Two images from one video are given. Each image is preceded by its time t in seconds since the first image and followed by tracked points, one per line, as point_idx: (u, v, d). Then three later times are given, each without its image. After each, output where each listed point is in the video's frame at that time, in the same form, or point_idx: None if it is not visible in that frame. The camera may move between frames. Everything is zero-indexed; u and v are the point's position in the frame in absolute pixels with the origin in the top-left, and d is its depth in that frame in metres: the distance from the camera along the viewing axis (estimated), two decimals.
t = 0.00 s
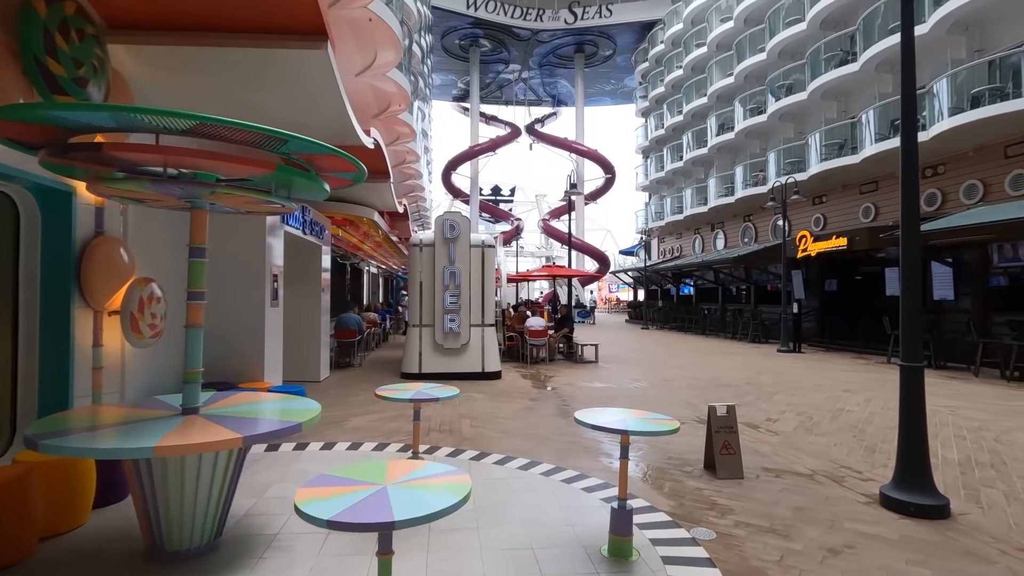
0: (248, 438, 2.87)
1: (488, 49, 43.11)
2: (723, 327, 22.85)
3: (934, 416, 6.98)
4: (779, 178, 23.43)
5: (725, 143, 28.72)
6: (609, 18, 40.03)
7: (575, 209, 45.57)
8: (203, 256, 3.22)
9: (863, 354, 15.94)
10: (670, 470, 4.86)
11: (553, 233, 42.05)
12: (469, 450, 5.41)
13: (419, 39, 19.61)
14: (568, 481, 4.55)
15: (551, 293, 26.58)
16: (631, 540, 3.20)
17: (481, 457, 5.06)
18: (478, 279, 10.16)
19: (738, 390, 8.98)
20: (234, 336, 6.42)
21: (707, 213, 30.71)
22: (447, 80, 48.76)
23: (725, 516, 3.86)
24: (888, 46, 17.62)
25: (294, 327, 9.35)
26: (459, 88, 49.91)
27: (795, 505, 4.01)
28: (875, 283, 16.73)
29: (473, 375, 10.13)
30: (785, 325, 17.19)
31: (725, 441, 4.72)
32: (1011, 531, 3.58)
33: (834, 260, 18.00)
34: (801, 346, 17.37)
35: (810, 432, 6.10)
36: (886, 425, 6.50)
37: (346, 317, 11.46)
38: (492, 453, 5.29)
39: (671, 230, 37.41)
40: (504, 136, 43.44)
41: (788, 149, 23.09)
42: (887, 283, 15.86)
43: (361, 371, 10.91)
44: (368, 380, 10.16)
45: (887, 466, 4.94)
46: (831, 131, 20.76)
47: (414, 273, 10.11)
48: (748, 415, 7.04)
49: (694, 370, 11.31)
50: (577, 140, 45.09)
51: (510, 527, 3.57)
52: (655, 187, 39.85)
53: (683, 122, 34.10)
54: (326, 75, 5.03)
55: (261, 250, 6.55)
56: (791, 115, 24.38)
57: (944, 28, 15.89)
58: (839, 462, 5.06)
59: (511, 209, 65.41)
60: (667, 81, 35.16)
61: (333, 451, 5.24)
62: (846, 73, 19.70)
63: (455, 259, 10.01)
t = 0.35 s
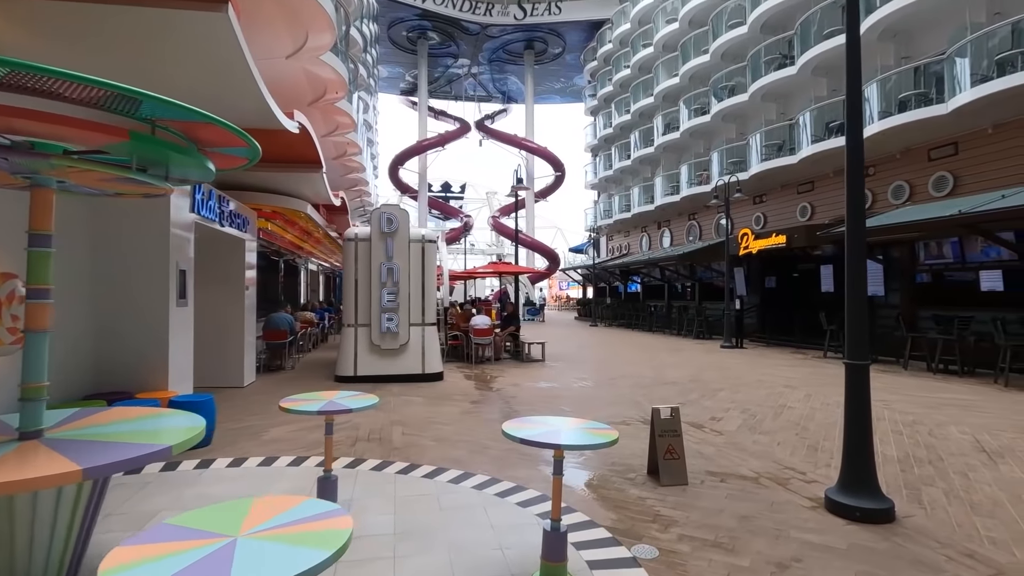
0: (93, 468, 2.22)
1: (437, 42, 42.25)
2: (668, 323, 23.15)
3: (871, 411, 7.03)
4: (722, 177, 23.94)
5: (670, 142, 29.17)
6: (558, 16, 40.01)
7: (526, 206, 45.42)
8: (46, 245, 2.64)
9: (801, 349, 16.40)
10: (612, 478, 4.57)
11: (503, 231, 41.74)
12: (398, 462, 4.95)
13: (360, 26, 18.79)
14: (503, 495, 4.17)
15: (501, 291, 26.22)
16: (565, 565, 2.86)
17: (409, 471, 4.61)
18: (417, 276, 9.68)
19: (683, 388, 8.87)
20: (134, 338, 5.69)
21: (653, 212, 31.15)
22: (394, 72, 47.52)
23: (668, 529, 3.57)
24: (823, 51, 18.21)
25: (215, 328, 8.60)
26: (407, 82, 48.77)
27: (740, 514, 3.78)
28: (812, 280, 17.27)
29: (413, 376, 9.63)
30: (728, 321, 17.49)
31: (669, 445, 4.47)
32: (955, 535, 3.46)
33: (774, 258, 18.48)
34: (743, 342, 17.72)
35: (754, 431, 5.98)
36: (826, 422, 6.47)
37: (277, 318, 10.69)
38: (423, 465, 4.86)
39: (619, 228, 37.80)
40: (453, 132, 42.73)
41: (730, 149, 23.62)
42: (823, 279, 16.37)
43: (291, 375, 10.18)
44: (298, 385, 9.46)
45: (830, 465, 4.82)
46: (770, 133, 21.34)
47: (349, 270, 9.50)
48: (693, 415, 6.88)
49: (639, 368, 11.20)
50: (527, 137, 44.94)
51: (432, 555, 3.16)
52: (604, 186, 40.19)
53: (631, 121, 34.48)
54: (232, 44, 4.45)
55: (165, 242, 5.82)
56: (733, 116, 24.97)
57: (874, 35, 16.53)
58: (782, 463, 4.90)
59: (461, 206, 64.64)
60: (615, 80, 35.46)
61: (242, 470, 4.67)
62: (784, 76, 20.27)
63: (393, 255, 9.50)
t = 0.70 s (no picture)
0: None
1: (388, 33, 41.11)
2: (621, 320, 23.21)
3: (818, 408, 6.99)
4: (673, 175, 24.19)
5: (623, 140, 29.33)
6: (512, 10, 39.66)
7: (480, 203, 44.94)
8: None
9: (749, 345, 16.65)
10: (555, 491, 4.21)
11: (457, 227, 41.13)
12: (319, 479, 4.44)
13: (303, 10, 17.85)
14: (434, 515, 3.75)
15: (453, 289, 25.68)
16: None
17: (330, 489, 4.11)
18: (357, 272, 9.10)
19: (634, 387, 8.67)
20: (10, 342, 4.95)
21: (607, 209, 31.27)
22: (344, 62, 46.02)
23: (613, 550, 3.23)
24: (770, 52, 18.54)
25: (127, 329, 7.81)
26: (358, 73, 47.35)
27: (690, 529, 3.49)
28: (759, 277, 17.58)
29: (353, 379, 9.04)
30: (679, 318, 17.58)
31: (616, 454, 4.15)
32: (910, 545, 3.27)
33: (722, 255, 18.72)
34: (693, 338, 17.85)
35: (704, 433, 5.77)
36: (775, 420, 6.36)
37: (203, 317, 9.84)
38: (348, 482, 4.37)
39: (574, 225, 37.86)
40: (405, 125, 41.74)
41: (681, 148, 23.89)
42: (770, 276, 16.66)
43: (219, 379, 9.40)
44: (226, 390, 8.72)
45: (781, 469, 4.63)
46: (719, 131, 21.67)
47: (281, 265, 8.82)
48: (643, 416, 6.64)
49: (591, 366, 10.98)
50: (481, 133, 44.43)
51: None
52: (558, 183, 40.18)
53: (584, 119, 34.52)
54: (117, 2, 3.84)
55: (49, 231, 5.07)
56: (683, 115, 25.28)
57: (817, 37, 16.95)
58: (733, 468, 4.68)
59: (414, 202, 63.53)
60: (570, 77, 35.42)
61: (132, 494, 4.05)
62: (733, 76, 20.60)
63: (330, 250, 8.89)
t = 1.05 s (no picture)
0: None
1: (340, 23, 39.79)
2: (577, 317, 23.09)
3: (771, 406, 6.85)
4: (628, 173, 24.25)
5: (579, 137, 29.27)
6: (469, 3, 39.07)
7: (436, 199, 44.20)
8: None
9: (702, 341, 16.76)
10: (496, 506, 3.81)
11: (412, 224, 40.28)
12: (228, 500, 3.90)
13: None
14: (355, 541, 3.28)
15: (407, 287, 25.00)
16: None
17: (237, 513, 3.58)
18: (292, 267, 8.46)
19: (587, 386, 8.39)
20: None
21: (563, 206, 31.17)
22: (294, 52, 44.33)
23: None
24: (722, 51, 18.71)
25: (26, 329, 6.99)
26: (309, 63, 45.71)
27: (640, 547, 3.15)
28: (711, 273, 17.75)
29: (289, 383, 8.40)
30: (634, 314, 17.52)
31: (561, 463, 3.79)
32: (872, 557, 3.02)
33: (676, 252, 18.81)
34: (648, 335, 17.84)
35: (657, 435, 5.50)
36: (728, 420, 6.16)
37: (121, 316, 8.93)
38: (262, 503, 3.85)
39: (531, 222, 37.69)
40: (358, 118, 40.54)
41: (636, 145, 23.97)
42: (722, 273, 16.81)
43: (139, 385, 8.58)
44: (145, 396, 7.94)
45: (736, 473, 4.38)
46: (673, 129, 21.81)
47: (207, 259, 8.09)
48: (595, 417, 6.33)
49: (543, 365, 10.65)
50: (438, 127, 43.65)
51: None
52: (515, 180, 39.91)
53: (541, 115, 34.31)
54: None
55: None
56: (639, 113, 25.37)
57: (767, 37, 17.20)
58: (686, 473, 4.39)
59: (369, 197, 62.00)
60: (526, 72, 35.12)
61: None
62: (686, 74, 20.76)
63: (262, 243, 8.22)
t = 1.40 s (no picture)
0: None
1: (299, 16, 38.53)
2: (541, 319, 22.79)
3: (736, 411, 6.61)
4: (592, 173, 24.11)
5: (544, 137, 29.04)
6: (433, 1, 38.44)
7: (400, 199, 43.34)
8: None
9: (667, 343, 16.66)
10: (441, 537, 3.35)
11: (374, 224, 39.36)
12: (123, 539, 3.31)
13: None
14: None
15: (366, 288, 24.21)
16: None
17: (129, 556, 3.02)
18: (231, 266, 7.81)
19: (549, 392, 8.01)
20: None
21: (528, 206, 30.88)
22: (250, 45, 42.76)
23: None
24: (685, 52, 18.70)
25: None
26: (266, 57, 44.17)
27: None
28: (675, 275, 17.71)
29: (226, 392, 7.72)
30: (598, 316, 17.28)
31: (515, 487, 3.35)
32: None
33: (640, 253, 18.69)
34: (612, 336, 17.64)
35: (621, 447, 5.14)
36: (695, 427, 5.86)
37: (36, 321, 8.10)
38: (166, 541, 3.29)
39: (496, 223, 37.29)
40: (318, 114, 39.35)
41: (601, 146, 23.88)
42: (686, 274, 16.75)
43: (57, 396, 7.76)
44: (61, 409, 7.15)
45: (705, 490, 4.03)
46: (637, 130, 21.77)
47: (133, 258, 7.35)
48: (556, 427, 5.93)
49: (505, 369, 10.24)
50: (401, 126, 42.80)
51: None
52: (480, 180, 39.44)
53: (506, 115, 33.95)
54: None
55: None
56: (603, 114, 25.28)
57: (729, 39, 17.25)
58: (652, 491, 4.02)
59: (331, 196, 60.46)
60: (491, 71, 34.72)
61: None
62: (650, 75, 20.74)
63: (196, 240, 7.53)
